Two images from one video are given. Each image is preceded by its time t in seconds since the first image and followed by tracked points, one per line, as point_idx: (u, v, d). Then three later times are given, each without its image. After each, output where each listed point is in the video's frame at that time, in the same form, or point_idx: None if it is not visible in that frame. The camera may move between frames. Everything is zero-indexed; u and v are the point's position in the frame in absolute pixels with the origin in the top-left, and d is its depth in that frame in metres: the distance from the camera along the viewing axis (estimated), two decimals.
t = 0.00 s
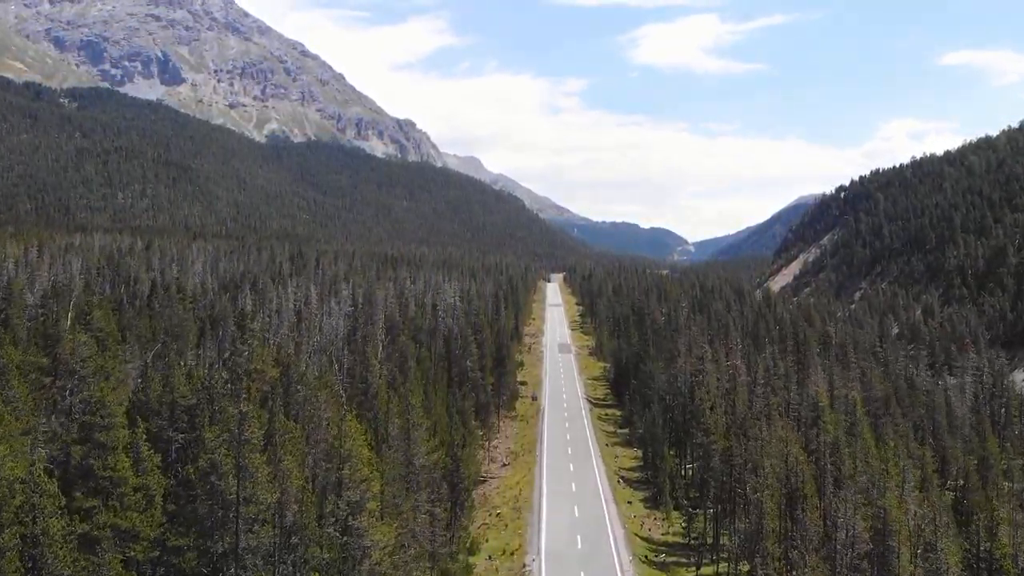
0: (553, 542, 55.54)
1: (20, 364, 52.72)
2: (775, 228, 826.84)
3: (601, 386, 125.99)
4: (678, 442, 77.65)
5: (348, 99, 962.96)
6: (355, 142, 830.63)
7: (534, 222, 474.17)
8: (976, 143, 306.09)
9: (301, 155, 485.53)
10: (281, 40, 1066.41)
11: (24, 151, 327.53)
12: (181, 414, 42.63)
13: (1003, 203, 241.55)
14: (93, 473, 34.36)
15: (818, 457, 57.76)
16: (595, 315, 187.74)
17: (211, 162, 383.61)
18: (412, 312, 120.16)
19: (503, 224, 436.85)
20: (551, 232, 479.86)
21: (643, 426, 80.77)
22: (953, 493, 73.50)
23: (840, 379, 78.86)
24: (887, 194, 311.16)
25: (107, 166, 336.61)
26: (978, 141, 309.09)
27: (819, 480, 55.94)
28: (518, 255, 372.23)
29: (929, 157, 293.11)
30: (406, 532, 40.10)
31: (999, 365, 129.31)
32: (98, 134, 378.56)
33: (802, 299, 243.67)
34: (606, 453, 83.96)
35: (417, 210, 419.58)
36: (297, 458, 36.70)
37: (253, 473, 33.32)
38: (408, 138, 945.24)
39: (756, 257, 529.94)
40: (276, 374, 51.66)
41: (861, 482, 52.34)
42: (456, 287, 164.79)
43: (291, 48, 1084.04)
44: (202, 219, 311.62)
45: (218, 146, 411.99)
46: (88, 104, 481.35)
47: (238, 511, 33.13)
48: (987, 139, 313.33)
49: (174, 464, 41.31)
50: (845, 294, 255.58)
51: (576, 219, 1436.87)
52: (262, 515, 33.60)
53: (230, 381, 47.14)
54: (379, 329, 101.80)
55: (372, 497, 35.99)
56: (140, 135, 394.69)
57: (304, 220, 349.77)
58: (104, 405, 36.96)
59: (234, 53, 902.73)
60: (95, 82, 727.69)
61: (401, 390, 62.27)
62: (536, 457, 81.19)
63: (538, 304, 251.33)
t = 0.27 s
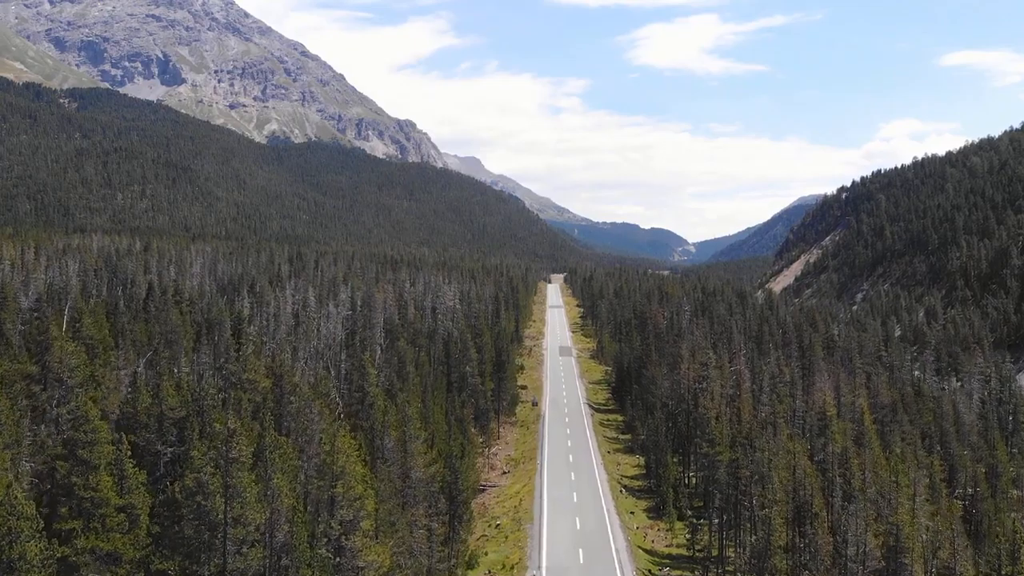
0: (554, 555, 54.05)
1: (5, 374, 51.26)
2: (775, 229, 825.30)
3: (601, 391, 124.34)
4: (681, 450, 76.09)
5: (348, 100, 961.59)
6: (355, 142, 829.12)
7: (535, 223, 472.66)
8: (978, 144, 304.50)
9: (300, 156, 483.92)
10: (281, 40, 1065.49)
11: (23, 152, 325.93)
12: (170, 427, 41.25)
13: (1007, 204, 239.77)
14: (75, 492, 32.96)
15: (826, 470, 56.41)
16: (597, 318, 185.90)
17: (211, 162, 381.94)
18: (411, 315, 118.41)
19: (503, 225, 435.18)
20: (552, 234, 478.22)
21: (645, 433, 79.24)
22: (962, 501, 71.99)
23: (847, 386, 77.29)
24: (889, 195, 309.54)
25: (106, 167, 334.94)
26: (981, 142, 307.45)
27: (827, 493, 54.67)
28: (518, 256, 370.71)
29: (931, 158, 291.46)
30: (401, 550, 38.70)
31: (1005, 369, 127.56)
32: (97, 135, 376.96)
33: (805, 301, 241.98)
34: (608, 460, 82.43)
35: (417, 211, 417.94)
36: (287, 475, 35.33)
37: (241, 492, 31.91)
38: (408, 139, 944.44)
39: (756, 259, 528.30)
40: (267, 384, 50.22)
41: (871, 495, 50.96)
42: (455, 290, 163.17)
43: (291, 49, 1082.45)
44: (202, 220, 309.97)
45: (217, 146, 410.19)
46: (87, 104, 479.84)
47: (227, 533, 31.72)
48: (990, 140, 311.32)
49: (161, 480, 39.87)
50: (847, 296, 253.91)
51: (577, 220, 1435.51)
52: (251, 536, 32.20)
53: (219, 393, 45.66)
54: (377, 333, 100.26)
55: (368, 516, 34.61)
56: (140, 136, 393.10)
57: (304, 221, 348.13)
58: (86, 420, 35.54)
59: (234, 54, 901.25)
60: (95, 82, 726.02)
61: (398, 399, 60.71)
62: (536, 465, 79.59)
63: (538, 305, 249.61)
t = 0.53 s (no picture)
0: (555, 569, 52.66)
1: None
2: (776, 229, 824.10)
3: (602, 395, 122.84)
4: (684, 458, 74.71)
5: (348, 100, 960.54)
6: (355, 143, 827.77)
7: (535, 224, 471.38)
8: (981, 144, 302.71)
9: (300, 156, 482.73)
10: (282, 40, 1064.82)
11: (22, 152, 324.90)
12: (158, 441, 39.99)
13: (1010, 205, 237.81)
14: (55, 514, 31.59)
15: (834, 481, 55.02)
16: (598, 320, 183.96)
17: (210, 163, 380.64)
18: (410, 318, 117.15)
19: (504, 225, 433.69)
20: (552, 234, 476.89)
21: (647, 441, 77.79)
22: (972, 511, 70.45)
23: (852, 393, 75.76)
24: (890, 195, 307.97)
25: (105, 167, 333.72)
26: (983, 142, 305.64)
27: (835, 504, 53.34)
28: (518, 257, 369.48)
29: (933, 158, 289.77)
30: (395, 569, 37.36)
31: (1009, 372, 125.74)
32: (97, 135, 375.81)
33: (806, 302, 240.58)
34: (609, 468, 80.99)
35: (417, 211, 416.54)
36: (277, 494, 34.01)
37: (228, 514, 30.52)
38: (409, 139, 943.40)
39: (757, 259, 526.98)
40: (259, 394, 48.88)
41: (881, 508, 49.63)
42: (455, 292, 161.90)
43: (292, 49, 1081.68)
44: (201, 220, 308.67)
45: (217, 146, 408.96)
46: (88, 104, 479.04)
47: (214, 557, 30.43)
48: (992, 141, 309.60)
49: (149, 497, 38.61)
50: (848, 297, 252.45)
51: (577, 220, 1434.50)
52: (240, 559, 30.90)
53: (209, 405, 44.35)
54: (375, 337, 98.92)
55: (361, 537, 33.32)
56: (139, 136, 391.79)
57: (303, 221, 346.90)
58: (69, 437, 34.19)
59: (234, 54, 900.32)
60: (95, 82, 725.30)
61: (395, 409, 59.27)
62: (536, 473, 78.13)
63: (539, 307, 248.33)
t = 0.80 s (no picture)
0: None
1: None
2: (776, 229, 822.97)
3: (603, 399, 121.40)
4: (688, 467, 73.28)
5: (349, 100, 959.36)
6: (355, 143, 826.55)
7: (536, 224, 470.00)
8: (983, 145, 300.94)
9: (300, 156, 481.30)
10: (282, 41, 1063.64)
11: (21, 153, 323.72)
12: (144, 458, 38.66)
13: (1013, 207, 235.97)
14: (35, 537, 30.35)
15: (843, 494, 53.60)
16: (598, 322, 182.64)
17: (210, 163, 379.30)
18: (409, 322, 115.70)
19: (504, 226, 432.26)
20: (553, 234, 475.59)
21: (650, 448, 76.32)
22: (980, 520, 69.10)
23: (858, 400, 74.26)
24: (892, 196, 306.42)
25: (105, 168, 332.38)
26: (986, 143, 303.90)
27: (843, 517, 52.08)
28: (518, 257, 368.12)
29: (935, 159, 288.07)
30: None
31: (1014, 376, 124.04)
32: (97, 136, 374.61)
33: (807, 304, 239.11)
34: (611, 476, 79.60)
35: (417, 212, 415.25)
36: (267, 515, 32.76)
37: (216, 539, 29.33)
38: (409, 139, 942.40)
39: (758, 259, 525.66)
40: (251, 406, 47.57)
41: (891, 524, 48.25)
42: (454, 294, 160.58)
43: (292, 49, 1080.38)
44: (201, 221, 307.38)
45: (217, 147, 407.65)
46: (87, 105, 477.78)
47: None
48: (994, 141, 307.86)
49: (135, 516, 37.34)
50: (850, 298, 251.00)
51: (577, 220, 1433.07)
52: None
53: (198, 419, 43.04)
54: (373, 342, 97.49)
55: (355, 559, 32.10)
56: (139, 137, 390.74)
57: (303, 222, 345.59)
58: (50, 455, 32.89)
59: (235, 54, 899.27)
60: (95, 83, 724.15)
61: (392, 419, 57.88)
62: (536, 481, 76.68)
63: (540, 308, 246.95)
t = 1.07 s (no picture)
0: None
1: None
2: (777, 230, 821.60)
3: (605, 404, 119.81)
4: (691, 476, 71.90)
5: (349, 101, 957.94)
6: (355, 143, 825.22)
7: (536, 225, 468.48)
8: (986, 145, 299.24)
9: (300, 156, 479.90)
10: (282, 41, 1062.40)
11: (20, 154, 322.33)
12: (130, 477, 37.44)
13: (1016, 208, 234.12)
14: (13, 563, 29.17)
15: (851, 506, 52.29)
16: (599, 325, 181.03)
17: (210, 164, 378.00)
18: (408, 325, 114.29)
19: (504, 226, 430.80)
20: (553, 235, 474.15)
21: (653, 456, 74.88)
22: (990, 530, 67.59)
23: (866, 408, 72.72)
24: (894, 196, 304.77)
25: (104, 169, 330.93)
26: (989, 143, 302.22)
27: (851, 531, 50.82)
28: (519, 258, 366.43)
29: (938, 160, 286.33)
30: None
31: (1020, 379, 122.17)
32: (96, 136, 373.24)
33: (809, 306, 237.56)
34: (614, 484, 78.22)
35: (417, 212, 413.74)
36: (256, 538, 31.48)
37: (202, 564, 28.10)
38: (410, 140, 940.94)
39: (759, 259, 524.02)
40: (242, 419, 46.24)
41: (901, 540, 47.00)
42: (454, 297, 159.24)
43: (292, 49, 1078.90)
44: (200, 222, 305.96)
45: (217, 148, 406.32)
46: (87, 105, 476.40)
47: None
48: (997, 142, 306.18)
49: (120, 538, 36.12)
50: (851, 300, 249.33)
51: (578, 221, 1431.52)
52: None
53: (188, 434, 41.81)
54: (372, 346, 96.11)
55: None
56: (139, 138, 389.18)
57: (303, 223, 344.15)
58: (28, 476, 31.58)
59: (235, 54, 898.14)
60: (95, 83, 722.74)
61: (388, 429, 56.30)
62: (537, 491, 75.21)
63: (540, 310, 245.38)
